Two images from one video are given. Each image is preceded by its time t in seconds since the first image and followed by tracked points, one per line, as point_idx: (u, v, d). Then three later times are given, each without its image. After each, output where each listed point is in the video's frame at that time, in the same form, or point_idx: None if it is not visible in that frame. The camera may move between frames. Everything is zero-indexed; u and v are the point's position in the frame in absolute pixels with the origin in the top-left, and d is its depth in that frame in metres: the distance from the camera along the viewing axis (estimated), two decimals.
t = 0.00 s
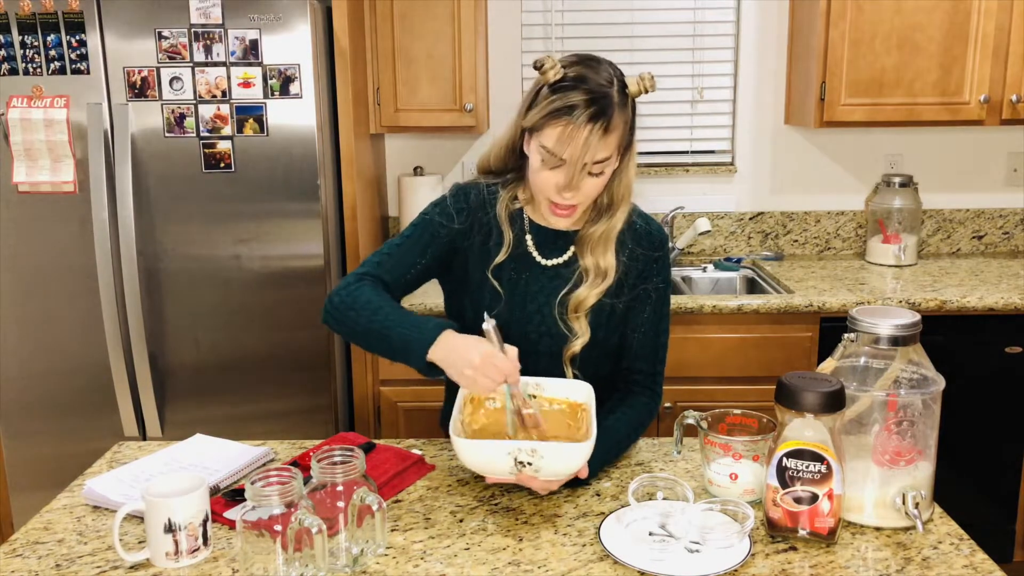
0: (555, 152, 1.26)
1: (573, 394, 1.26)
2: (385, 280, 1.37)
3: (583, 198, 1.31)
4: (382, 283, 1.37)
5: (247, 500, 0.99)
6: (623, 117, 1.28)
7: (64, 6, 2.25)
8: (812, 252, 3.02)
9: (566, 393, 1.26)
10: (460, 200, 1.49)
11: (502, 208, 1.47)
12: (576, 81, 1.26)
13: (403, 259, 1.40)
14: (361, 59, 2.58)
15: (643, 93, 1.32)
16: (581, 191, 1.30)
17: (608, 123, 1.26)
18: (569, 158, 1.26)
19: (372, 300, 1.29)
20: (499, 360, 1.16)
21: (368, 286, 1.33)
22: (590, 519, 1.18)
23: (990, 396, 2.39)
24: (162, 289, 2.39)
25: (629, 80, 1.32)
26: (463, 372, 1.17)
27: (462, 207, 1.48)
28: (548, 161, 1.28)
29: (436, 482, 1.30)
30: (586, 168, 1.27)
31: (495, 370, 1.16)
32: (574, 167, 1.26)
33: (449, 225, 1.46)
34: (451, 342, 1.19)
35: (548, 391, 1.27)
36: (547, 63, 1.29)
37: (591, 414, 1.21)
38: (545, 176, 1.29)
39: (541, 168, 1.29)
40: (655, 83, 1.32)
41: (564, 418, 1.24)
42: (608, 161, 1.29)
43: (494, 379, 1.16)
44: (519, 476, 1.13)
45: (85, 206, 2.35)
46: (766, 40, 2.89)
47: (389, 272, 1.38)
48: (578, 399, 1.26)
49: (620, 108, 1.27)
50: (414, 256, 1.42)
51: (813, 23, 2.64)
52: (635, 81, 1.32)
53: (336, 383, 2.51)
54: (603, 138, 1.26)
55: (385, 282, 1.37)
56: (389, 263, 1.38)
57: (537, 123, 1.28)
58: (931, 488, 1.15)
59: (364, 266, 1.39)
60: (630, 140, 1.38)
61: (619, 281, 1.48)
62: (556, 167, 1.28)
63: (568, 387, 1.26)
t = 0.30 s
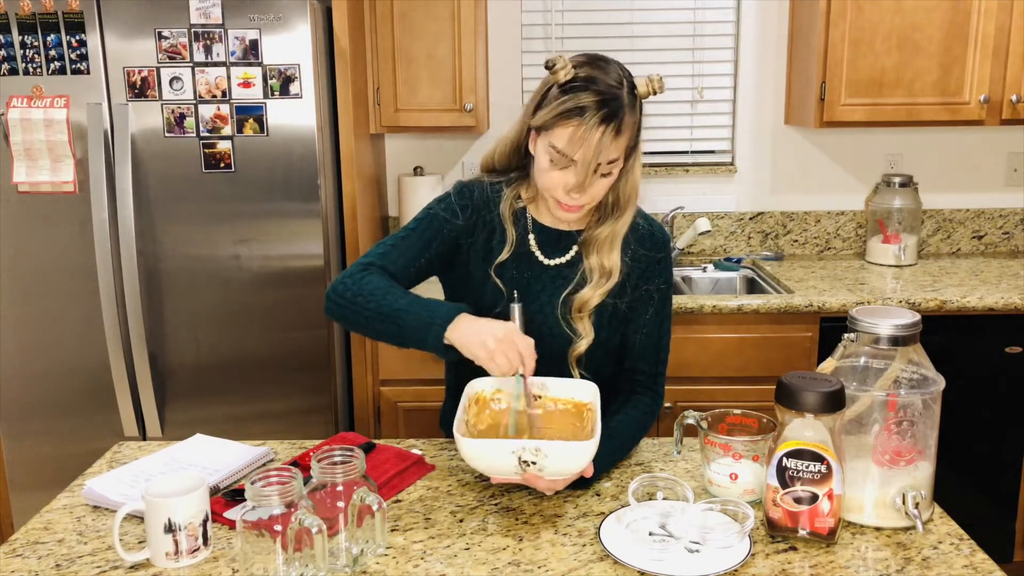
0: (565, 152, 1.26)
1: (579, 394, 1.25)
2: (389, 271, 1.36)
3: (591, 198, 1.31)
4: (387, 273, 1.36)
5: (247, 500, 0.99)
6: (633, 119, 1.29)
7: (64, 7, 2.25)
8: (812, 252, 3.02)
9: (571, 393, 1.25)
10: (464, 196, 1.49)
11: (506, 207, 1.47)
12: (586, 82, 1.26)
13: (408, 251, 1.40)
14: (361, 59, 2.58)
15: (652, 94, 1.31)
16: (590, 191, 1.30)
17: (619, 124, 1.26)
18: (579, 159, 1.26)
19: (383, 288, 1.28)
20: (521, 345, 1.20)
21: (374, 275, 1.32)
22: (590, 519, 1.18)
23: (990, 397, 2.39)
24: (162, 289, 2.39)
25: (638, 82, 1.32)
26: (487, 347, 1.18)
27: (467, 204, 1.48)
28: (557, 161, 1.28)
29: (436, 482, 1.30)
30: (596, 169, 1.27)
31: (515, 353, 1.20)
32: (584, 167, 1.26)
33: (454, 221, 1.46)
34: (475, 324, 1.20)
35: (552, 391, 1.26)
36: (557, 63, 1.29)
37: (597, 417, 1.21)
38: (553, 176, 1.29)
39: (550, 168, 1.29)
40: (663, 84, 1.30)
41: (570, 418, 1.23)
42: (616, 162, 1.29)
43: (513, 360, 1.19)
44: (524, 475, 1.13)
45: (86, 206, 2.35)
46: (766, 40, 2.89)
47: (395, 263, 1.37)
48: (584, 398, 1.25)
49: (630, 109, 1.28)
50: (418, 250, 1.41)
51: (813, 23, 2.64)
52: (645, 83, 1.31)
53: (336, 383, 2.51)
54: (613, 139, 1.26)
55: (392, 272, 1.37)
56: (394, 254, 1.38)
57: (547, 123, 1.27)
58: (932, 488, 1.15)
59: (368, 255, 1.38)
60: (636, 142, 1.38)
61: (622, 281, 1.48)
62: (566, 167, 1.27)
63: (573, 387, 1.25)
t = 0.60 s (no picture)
0: (566, 154, 1.26)
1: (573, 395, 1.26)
2: (391, 270, 1.35)
3: (591, 200, 1.31)
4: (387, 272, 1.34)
5: (247, 500, 0.99)
6: (634, 121, 1.29)
7: (64, 7, 2.25)
8: (812, 252, 3.02)
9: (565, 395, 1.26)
10: (466, 196, 1.48)
11: (509, 207, 1.47)
12: (588, 83, 1.27)
13: (409, 250, 1.38)
14: (361, 59, 2.58)
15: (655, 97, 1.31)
16: (589, 193, 1.30)
17: (619, 126, 1.26)
18: (579, 161, 1.26)
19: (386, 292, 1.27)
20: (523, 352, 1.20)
21: (376, 275, 1.31)
22: (590, 519, 1.18)
23: (990, 397, 2.39)
24: (162, 289, 2.39)
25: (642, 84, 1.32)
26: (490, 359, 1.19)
27: (468, 204, 1.48)
28: (557, 163, 1.28)
29: (436, 482, 1.30)
30: (596, 171, 1.27)
31: (518, 360, 1.20)
32: (584, 169, 1.26)
33: (456, 221, 1.46)
34: (479, 325, 1.21)
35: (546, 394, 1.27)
36: (560, 64, 1.29)
37: (591, 416, 1.21)
38: (553, 178, 1.29)
39: (550, 169, 1.29)
40: (667, 87, 1.31)
41: (564, 420, 1.25)
42: (617, 164, 1.29)
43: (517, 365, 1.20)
44: (518, 476, 1.13)
45: (86, 206, 2.35)
46: (766, 40, 2.89)
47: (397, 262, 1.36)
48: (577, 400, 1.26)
49: (631, 112, 1.28)
50: (420, 249, 1.40)
51: (813, 23, 2.64)
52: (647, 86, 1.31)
53: (336, 383, 2.51)
54: (614, 141, 1.26)
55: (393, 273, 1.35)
56: (396, 254, 1.36)
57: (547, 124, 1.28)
58: (932, 488, 1.15)
59: (369, 255, 1.37)
60: (639, 145, 1.38)
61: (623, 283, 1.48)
62: (565, 168, 1.28)
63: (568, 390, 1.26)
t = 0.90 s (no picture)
0: (563, 154, 1.26)
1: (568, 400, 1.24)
2: (379, 288, 1.39)
3: (589, 201, 1.31)
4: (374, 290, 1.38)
5: (247, 500, 0.99)
6: (633, 122, 1.29)
7: (64, 7, 2.25)
8: (812, 252, 3.02)
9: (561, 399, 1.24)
10: (462, 202, 1.49)
11: (508, 207, 1.48)
12: (587, 83, 1.27)
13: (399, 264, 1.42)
14: (361, 59, 2.58)
15: (655, 99, 1.29)
16: (588, 194, 1.30)
17: (618, 126, 1.26)
18: (577, 161, 1.26)
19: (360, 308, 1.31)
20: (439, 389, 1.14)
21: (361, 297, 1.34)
22: (590, 519, 1.18)
23: (990, 397, 2.39)
24: (162, 289, 2.39)
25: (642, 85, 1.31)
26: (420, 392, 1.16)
27: (463, 209, 1.49)
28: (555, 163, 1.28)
29: (436, 482, 1.30)
30: (594, 172, 1.27)
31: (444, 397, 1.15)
32: (582, 169, 1.26)
33: (449, 229, 1.47)
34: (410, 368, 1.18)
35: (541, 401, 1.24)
36: (559, 64, 1.29)
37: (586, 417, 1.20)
38: (551, 178, 1.29)
39: (548, 169, 1.29)
40: (667, 88, 1.29)
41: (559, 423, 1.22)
42: (616, 165, 1.29)
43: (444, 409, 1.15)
44: (518, 469, 1.13)
45: (86, 206, 2.35)
46: (766, 40, 2.89)
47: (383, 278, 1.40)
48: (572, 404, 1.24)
49: (630, 112, 1.27)
50: (412, 260, 1.43)
51: (812, 23, 2.64)
52: (647, 86, 1.29)
53: (336, 383, 2.51)
54: (612, 141, 1.26)
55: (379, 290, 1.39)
56: (385, 270, 1.40)
57: (546, 124, 1.28)
58: (932, 488, 1.15)
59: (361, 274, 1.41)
60: (640, 146, 1.38)
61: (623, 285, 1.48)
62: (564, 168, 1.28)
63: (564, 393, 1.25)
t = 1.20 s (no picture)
0: (554, 151, 1.26)
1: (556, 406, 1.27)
2: (386, 301, 1.40)
3: (581, 198, 1.31)
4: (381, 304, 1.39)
5: (247, 500, 0.99)
6: (624, 118, 1.28)
7: (64, 7, 2.25)
8: (812, 252, 3.02)
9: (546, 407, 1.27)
10: (458, 204, 1.49)
11: (505, 208, 1.48)
12: (578, 80, 1.26)
13: (401, 276, 1.42)
14: (361, 59, 2.58)
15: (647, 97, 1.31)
16: (579, 190, 1.29)
17: (607, 122, 1.25)
18: (568, 157, 1.26)
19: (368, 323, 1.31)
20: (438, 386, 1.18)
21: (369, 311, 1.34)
22: (590, 519, 1.18)
23: (990, 397, 2.39)
24: (162, 288, 2.39)
25: (634, 83, 1.32)
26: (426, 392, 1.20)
27: (460, 212, 1.49)
28: (547, 160, 1.28)
29: (435, 482, 1.30)
30: (585, 169, 1.27)
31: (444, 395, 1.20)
32: (572, 166, 1.26)
33: (446, 233, 1.47)
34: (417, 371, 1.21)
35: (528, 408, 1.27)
36: (549, 62, 1.29)
37: (579, 419, 1.23)
38: (543, 176, 1.29)
39: (540, 167, 1.29)
40: (658, 87, 1.31)
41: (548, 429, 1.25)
42: (607, 161, 1.28)
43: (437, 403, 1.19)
44: (521, 484, 1.13)
45: (86, 206, 2.35)
46: (766, 40, 2.89)
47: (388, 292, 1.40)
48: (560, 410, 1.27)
49: (620, 108, 1.27)
50: (413, 271, 1.43)
51: (812, 23, 2.64)
52: (640, 84, 1.31)
53: (336, 383, 2.51)
54: (601, 138, 1.26)
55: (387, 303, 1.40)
56: (389, 283, 1.41)
57: (537, 121, 1.28)
58: (931, 488, 1.15)
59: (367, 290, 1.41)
60: (633, 143, 1.38)
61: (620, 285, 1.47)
62: (554, 165, 1.28)
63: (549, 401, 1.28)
